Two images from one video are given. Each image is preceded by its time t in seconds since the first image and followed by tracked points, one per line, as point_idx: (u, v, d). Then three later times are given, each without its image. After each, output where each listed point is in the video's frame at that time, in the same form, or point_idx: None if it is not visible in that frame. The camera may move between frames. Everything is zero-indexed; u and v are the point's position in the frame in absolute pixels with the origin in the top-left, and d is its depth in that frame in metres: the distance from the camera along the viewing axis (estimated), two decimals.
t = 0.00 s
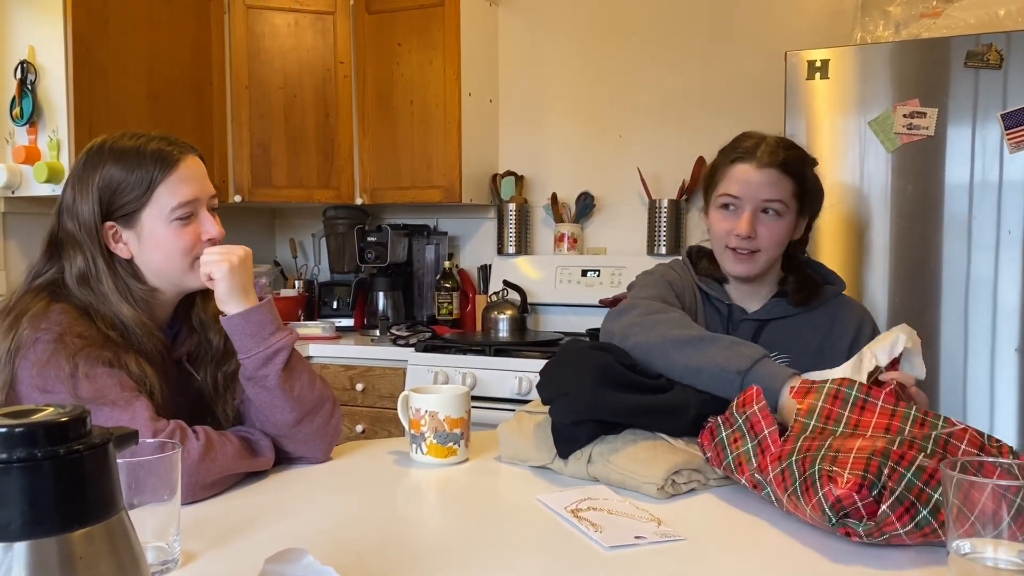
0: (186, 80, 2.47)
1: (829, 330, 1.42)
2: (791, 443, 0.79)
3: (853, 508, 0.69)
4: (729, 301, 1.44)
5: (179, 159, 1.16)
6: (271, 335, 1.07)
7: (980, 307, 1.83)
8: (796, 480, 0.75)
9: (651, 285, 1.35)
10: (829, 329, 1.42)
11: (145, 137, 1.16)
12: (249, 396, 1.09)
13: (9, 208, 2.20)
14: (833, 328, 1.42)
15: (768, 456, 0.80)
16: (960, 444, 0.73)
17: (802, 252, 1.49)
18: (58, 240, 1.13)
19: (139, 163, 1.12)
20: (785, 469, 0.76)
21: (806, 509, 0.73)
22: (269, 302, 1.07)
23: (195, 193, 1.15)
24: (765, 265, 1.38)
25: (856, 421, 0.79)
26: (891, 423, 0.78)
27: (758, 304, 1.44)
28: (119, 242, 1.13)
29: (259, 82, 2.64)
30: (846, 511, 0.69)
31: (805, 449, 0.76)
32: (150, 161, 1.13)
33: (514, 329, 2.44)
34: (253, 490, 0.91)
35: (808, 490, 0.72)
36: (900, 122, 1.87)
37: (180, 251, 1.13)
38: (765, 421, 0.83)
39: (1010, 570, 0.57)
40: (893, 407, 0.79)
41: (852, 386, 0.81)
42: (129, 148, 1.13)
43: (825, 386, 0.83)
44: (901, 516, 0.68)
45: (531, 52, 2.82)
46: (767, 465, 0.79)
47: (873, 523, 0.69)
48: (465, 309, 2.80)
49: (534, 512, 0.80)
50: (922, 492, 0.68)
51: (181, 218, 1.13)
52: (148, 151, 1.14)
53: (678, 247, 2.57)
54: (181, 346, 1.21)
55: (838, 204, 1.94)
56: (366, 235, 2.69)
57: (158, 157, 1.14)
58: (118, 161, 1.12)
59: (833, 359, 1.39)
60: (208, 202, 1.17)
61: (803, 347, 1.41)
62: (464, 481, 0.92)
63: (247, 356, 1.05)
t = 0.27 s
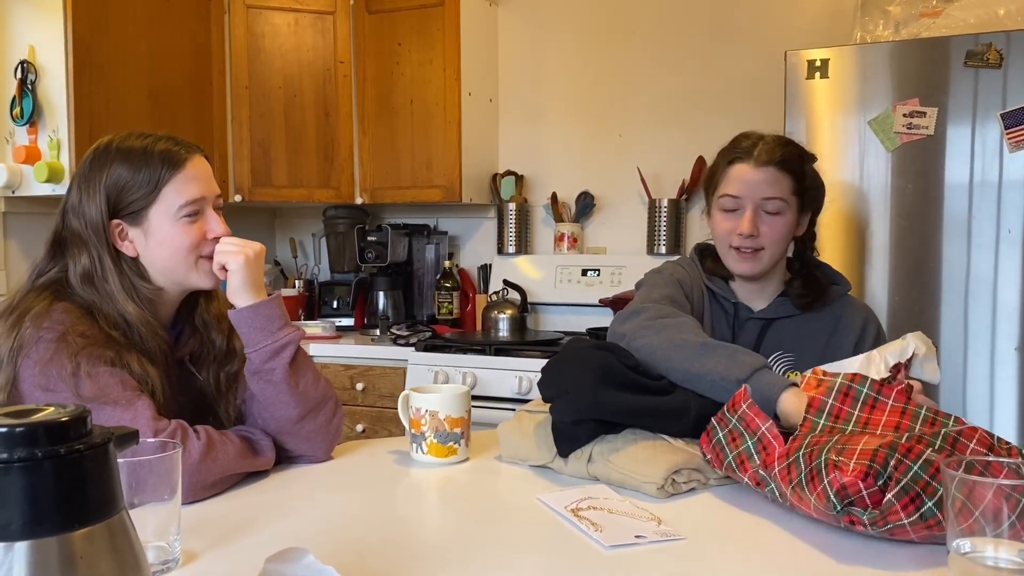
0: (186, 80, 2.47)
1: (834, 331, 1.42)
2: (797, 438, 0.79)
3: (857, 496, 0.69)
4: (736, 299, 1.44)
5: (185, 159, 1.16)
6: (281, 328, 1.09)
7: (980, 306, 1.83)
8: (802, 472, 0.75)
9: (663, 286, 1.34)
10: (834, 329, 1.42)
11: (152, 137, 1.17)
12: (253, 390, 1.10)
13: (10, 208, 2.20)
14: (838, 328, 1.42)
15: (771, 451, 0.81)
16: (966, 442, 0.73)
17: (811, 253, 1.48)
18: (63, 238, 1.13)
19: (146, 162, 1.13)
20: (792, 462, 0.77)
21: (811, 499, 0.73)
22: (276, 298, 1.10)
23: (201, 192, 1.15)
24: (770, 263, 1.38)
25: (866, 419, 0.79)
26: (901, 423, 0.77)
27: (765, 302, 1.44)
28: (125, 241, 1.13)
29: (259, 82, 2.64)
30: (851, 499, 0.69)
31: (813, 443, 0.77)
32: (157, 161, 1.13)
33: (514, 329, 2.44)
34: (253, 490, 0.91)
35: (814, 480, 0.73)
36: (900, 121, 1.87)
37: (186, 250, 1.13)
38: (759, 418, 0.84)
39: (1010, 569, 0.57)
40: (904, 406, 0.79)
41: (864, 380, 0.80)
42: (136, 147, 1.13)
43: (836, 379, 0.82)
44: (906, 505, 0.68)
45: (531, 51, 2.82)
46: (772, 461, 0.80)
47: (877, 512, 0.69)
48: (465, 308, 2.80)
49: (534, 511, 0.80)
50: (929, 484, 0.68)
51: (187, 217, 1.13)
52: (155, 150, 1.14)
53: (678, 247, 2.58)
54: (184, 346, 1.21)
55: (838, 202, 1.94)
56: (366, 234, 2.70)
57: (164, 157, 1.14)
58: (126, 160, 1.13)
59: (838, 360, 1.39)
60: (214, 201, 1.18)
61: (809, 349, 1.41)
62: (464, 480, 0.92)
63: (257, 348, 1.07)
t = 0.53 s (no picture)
0: (186, 79, 2.47)
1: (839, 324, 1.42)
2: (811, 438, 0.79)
3: (880, 509, 0.69)
4: (739, 299, 1.44)
5: (186, 158, 1.16)
6: (285, 323, 1.10)
7: (979, 305, 1.84)
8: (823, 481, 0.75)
9: (656, 296, 1.33)
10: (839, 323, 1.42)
11: (153, 136, 1.17)
12: (254, 384, 1.11)
13: (9, 208, 2.20)
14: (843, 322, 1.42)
15: (781, 450, 0.82)
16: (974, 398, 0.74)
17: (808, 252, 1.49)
18: (64, 237, 1.13)
19: (147, 162, 1.13)
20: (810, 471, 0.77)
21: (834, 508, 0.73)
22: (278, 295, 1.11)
23: (201, 191, 1.15)
24: (784, 260, 1.39)
25: (872, 385, 0.77)
26: (909, 385, 0.75)
27: (768, 301, 1.44)
28: (125, 239, 1.13)
29: (259, 80, 2.64)
30: (874, 513, 0.70)
31: (828, 446, 0.76)
32: (158, 160, 1.13)
33: (514, 328, 2.44)
34: (253, 489, 0.91)
35: (835, 492, 0.73)
36: (899, 120, 1.87)
37: (186, 248, 1.13)
38: (760, 416, 0.85)
39: (1009, 569, 0.57)
40: (909, 360, 0.77)
41: (868, 338, 0.79)
42: (138, 146, 1.14)
43: (837, 343, 0.80)
44: (929, 513, 0.68)
45: (530, 50, 2.82)
46: (791, 464, 0.80)
47: (903, 525, 0.69)
48: (465, 307, 2.80)
49: (533, 510, 0.80)
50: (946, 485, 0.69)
51: (186, 216, 1.14)
52: (156, 150, 1.14)
53: (677, 246, 2.58)
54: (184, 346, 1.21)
55: (838, 202, 1.94)
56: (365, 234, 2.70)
57: (165, 156, 1.14)
58: (127, 159, 1.13)
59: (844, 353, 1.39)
60: (214, 200, 1.18)
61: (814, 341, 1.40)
62: (464, 479, 0.92)
63: (258, 342, 1.08)
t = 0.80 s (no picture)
0: (186, 77, 2.47)
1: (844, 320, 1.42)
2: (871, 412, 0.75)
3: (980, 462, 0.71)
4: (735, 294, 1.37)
5: (189, 158, 1.16)
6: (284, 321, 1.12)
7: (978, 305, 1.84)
8: (916, 455, 0.74)
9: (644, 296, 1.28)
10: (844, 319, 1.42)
11: (157, 136, 1.17)
12: (254, 382, 1.12)
13: (9, 206, 2.20)
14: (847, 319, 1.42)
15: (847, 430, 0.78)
16: (982, 290, 0.73)
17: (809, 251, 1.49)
18: (65, 234, 1.13)
19: (149, 161, 1.13)
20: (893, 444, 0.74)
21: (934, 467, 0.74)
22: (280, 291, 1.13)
23: (203, 193, 1.15)
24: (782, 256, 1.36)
25: (890, 330, 0.74)
26: (919, 313, 0.73)
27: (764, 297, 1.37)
28: (125, 238, 1.13)
29: (258, 79, 2.64)
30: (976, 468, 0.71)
31: (895, 418, 0.74)
32: (161, 159, 1.13)
33: (513, 327, 2.45)
34: (253, 488, 0.91)
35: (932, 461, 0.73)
36: (899, 119, 1.87)
37: (185, 249, 1.13)
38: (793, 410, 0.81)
39: (1009, 567, 0.57)
40: (905, 287, 0.74)
41: (864, 295, 0.75)
42: (141, 145, 1.14)
43: (842, 314, 0.77)
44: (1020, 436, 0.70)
45: (530, 49, 2.82)
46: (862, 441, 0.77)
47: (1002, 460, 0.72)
48: (464, 306, 2.80)
49: (534, 509, 0.80)
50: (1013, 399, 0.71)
51: (187, 217, 1.13)
52: (160, 150, 1.14)
53: (677, 245, 2.57)
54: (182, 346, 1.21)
55: (836, 200, 1.94)
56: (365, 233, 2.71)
57: (168, 156, 1.14)
58: (130, 157, 1.13)
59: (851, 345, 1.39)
60: (215, 203, 1.18)
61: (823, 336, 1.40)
62: (464, 478, 0.92)
63: (257, 338, 1.10)
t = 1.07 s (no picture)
0: (185, 76, 2.47)
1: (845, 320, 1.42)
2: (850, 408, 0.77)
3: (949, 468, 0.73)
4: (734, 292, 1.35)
5: (188, 157, 1.16)
6: (296, 317, 1.12)
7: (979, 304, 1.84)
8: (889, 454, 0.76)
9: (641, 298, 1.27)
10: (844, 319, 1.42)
11: (156, 134, 1.17)
12: (262, 375, 1.12)
13: (9, 205, 2.20)
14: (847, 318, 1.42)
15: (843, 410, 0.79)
16: (948, 292, 0.70)
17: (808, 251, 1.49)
18: (63, 232, 1.13)
19: (148, 160, 1.13)
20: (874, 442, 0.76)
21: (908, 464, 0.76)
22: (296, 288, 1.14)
23: (202, 193, 1.15)
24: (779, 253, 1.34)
25: (859, 336, 0.74)
26: (886, 324, 0.72)
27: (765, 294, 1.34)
28: (123, 236, 1.13)
29: (258, 77, 2.63)
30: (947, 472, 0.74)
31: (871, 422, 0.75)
32: (160, 158, 1.13)
33: (513, 327, 2.45)
34: (253, 487, 0.91)
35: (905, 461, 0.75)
36: (900, 118, 1.87)
37: (184, 248, 1.13)
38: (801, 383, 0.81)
39: (1010, 567, 0.57)
40: (870, 298, 0.73)
41: (826, 316, 0.74)
42: (140, 143, 1.14)
43: (809, 337, 0.75)
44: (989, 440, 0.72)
45: (529, 48, 2.81)
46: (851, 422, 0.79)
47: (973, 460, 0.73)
48: (464, 305, 2.80)
49: (534, 509, 0.80)
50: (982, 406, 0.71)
51: (185, 217, 1.14)
52: (159, 148, 1.14)
53: (677, 244, 2.57)
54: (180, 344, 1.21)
55: (836, 199, 1.94)
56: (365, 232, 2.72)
57: (167, 155, 1.14)
58: (129, 156, 1.13)
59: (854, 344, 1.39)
60: (214, 203, 1.18)
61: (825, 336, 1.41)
62: (464, 478, 0.92)
63: (270, 332, 1.10)
